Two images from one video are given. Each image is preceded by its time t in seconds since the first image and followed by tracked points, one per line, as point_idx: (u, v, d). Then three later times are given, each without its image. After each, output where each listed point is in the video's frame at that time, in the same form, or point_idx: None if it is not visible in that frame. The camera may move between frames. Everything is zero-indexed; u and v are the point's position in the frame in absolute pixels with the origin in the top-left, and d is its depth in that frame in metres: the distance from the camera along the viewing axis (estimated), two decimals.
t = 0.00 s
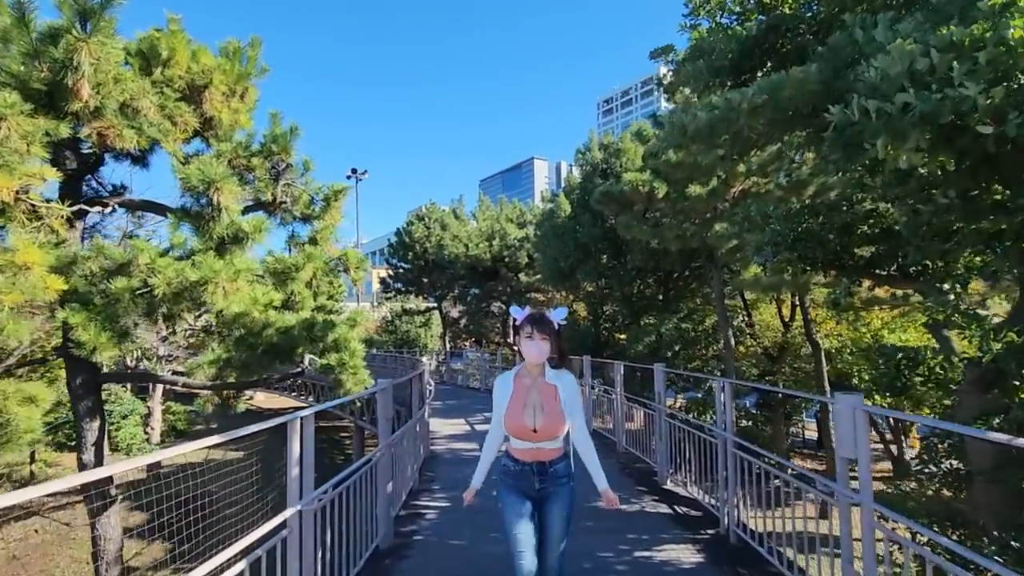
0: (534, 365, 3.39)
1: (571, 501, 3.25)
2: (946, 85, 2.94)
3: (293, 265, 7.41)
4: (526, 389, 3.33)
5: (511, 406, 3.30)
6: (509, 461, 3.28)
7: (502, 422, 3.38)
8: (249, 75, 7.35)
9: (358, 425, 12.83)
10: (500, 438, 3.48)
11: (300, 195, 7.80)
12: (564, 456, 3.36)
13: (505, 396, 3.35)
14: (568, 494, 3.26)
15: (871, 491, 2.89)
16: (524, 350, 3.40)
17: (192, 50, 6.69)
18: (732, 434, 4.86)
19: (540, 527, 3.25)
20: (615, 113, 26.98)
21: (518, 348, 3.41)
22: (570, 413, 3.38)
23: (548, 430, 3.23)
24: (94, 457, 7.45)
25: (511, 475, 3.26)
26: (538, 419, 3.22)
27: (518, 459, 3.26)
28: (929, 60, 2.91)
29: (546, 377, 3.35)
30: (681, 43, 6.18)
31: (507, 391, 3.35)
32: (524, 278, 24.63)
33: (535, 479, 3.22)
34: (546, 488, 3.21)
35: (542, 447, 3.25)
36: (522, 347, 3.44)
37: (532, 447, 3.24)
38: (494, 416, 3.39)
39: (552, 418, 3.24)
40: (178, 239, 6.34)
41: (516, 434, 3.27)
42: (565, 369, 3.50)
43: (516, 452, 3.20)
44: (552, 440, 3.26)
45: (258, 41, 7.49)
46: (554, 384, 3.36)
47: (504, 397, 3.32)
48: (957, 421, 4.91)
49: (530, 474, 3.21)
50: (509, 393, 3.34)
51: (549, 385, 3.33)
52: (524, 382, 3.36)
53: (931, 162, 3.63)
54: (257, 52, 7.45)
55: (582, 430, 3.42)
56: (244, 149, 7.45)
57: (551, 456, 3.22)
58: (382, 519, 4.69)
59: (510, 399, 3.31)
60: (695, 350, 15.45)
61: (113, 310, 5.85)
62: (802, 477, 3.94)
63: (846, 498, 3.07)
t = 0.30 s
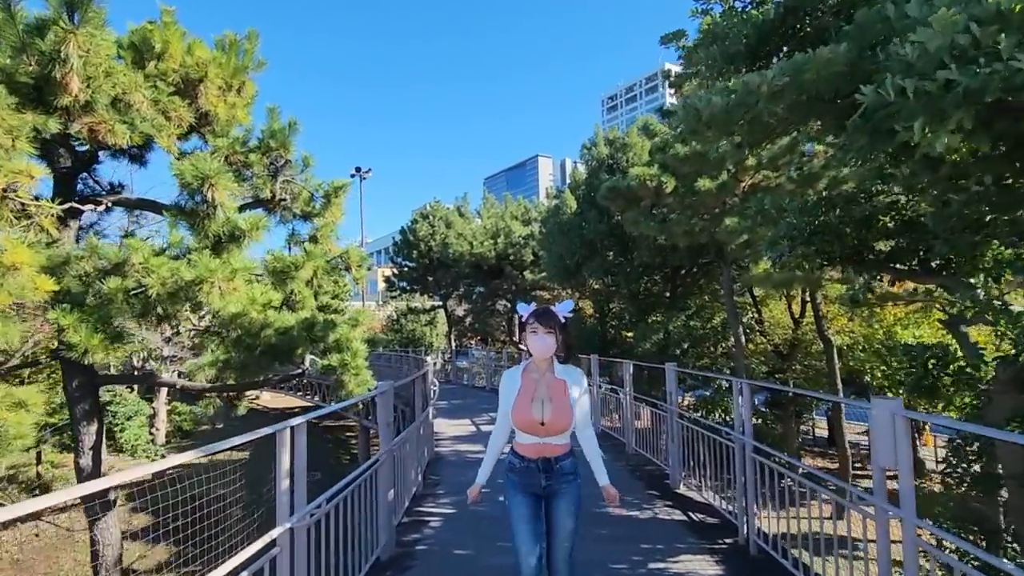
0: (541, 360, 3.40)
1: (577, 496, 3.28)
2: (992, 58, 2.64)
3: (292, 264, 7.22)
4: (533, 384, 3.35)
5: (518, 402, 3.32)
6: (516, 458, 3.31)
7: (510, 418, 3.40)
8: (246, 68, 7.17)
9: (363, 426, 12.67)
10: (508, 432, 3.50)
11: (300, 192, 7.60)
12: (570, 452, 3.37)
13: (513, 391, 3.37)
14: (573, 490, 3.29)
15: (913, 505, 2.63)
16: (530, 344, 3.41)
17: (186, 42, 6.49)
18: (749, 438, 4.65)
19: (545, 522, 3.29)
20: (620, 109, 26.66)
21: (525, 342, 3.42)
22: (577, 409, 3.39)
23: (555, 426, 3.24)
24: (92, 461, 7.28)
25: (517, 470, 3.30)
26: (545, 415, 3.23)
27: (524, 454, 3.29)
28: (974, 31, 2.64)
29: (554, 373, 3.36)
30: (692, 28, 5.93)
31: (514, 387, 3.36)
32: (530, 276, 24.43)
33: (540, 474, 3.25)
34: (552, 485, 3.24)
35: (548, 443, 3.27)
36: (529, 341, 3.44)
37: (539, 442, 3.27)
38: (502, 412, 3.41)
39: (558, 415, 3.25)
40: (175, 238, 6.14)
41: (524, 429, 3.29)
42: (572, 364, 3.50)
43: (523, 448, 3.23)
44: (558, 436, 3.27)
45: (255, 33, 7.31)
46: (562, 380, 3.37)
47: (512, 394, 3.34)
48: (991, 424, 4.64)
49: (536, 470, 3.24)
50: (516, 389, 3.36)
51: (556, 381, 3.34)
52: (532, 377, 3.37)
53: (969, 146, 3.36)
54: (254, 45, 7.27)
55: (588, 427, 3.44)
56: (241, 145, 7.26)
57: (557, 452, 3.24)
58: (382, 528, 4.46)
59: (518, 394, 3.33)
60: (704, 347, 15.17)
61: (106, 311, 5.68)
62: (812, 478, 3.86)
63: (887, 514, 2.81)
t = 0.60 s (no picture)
0: (539, 360, 3.37)
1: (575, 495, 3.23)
2: None
3: (290, 258, 7.04)
4: (532, 383, 3.30)
5: (516, 400, 3.27)
6: (513, 457, 3.25)
7: (507, 417, 3.35)
8: (242, 57, 6.97)
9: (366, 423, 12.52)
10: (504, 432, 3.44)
11: (299, 185, 7.41)
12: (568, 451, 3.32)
13: (511, 390, 3.32)
14: (571, 489, 3.24)
15: (958, 511, 2.38)
16: (529, 343, 3.38)
17: (179, 29, 6.29)
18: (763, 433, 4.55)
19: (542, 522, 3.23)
20: (624, 103, 26.36)
21: (524, 341, 3.38)
22: (575, 408, 3.36)
23: (553, 425, 3.21)
24: (89, 459, 7.13)
25: (514, 470, 3.25)
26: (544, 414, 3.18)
27: (522, 454, 3.23)
28: None
29: (551, 372, 3.33)
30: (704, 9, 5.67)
31: (512, 386, 3.32)
32: (534, 271, 24.24)
33: (538, 474, 3.20)
34: (550, 484, 3.18)
35: (546, 442, 3.22)
36: (528, 340, 3.41)
37: (537, 441, 3.22)
38: (499, 411, 3.35)
39: (557, 413, 3.21)
40: (171, 231, 5.93)
41: (521, 428, 3.25)
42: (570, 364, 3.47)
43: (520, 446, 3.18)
44: (556, 435, 3.23)
45: (251, 21, 7.11)
46: (560, 379, 3.34)
47: (510, 392, 3.29)
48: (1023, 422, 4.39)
49: (534, 469, 3.19)
50: (514, 388, 3.32)
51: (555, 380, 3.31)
52: (530, 376, 3.33)
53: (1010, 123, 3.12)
54: (251, 33, 7.07)
55: (586, 426, 3.42)
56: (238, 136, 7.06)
57: (555, 451, 3.20)
58: (382, 532, 4.28)
59: (516, 393, 3.29)
60: (712, 342, 14.93)
61: (98, 307, 5.51)
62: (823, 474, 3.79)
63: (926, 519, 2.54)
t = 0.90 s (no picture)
0: (537, 349, 3.33)
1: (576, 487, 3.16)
2: None
3: (286, 251, 6.85)
4: (530, 372, 3.26)
5: (515, 390, 3.23)
6: (513, 447, 3.20)
7: (507, 407, 3.31)
8: (234, 43, 6.74)
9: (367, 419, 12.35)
10: (505, 423, 3.39)
11: (295, 175, 7.20)
12: (569, 442, 3.26)
13: (510, 379, 3.29)
14: (573, 481, 3.17)
15: (1010, 526, 2.11)
16: (525, 332, 3.37)
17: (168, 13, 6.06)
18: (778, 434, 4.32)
19: (543, 513, 3.16)
20: (629, 95, 26.01)
21: (520, 330, 3.37)
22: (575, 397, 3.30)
23: (553, 415, 3.15)
24: (81, 458, 6.96)
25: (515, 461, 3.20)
26: (543, 402, 3.13)
27: (522, 444, 3.19)
28: None
29: (550, 361, 3.27)
30: None
31: (511, 375, 3.28)
32: (539, 265, 24.07)
33: (539, 464, 3.14)
34: (551, 475, 3.12)
35: (546, 431, 3.16)
36: (525, 329, 3.40)
37: (537, 431, 3.17)
38: (499, 401, 3.32)
39: (556, 402, 3.15)
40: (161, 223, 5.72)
41: (521, 417, 3.21)
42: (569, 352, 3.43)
43: (520, 436, 3.13)
44: (556, 424, 3.17)
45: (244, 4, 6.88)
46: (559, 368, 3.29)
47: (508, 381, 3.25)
48: None
49: (534, 459, 3.13)
50: (512, 378, 3.28)
51: (553, 368, 3.25)
52: (528, 365, 3.29)
53: None
54: (243, 18, 6.84)
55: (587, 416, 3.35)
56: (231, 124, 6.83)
57: (556, 441, 3.14)
58: (376, 538, 4.06)
59: (515, 382, 3.25)
60: (719, 337, 14.67)
61: (84, 301, 5.31)
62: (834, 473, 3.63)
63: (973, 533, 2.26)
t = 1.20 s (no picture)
0: (542, 353, 3.25)
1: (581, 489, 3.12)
2: None
3: (281, 246, 6.66)
4: (535, 377, 3.19)
5: (521, 393, 3.18)
6: (519, 447, 3.18)
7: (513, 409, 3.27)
8: (228, 31, 6.56)
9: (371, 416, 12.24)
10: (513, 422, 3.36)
11: (292, 168, 7.00)
12: (576, 443, 3.21)
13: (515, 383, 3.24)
14: (578, 482, 3.12)
15: None
16: (528, 337, 3.29)
17: None
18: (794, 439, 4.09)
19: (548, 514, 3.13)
20: (635, 90, 25.73)
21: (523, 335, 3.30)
22: (582, 401, 3.22)
23: (558, 417, 3.09)
24: (72, 458, 6.80)
25: (521, 460, 3.17)
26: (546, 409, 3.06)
27: (527, 445, 3.16)
28: None
29: (557, 363, 3.20)
30: None
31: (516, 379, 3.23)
32: (543, 262, 24.25)
33: (544, 466, 3.10)
34: (556, 477, 3.08)
35: (551, 434, 3.11)
36: (528, 333, 3.31)
37: (541, 435, 3.12)
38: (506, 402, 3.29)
39: (561, 407, 3.08)
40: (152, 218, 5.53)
41: (525, 420, 3.17)
42: (577, 354, 3.32)
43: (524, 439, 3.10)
44: (561, 427, 3.11)
45: None
46: (566, 372, 3.20)
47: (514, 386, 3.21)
48: None
49: (539, 461, 3.10)
50: (519, 379, 3.24)
51: (559, 373, 3.17)
52: (534, 370, 3.22)
53: None
54: (237, 5, 6.65)
55: (596, 417, 3.27)
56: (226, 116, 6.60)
57: (560, 444, 3.09)
58: (368, 549, 3.85)
59: (520, 386, 3.20)
60: (723, 335, 14.39)
61: (70, 297, 5.13)
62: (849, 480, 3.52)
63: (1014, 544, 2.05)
